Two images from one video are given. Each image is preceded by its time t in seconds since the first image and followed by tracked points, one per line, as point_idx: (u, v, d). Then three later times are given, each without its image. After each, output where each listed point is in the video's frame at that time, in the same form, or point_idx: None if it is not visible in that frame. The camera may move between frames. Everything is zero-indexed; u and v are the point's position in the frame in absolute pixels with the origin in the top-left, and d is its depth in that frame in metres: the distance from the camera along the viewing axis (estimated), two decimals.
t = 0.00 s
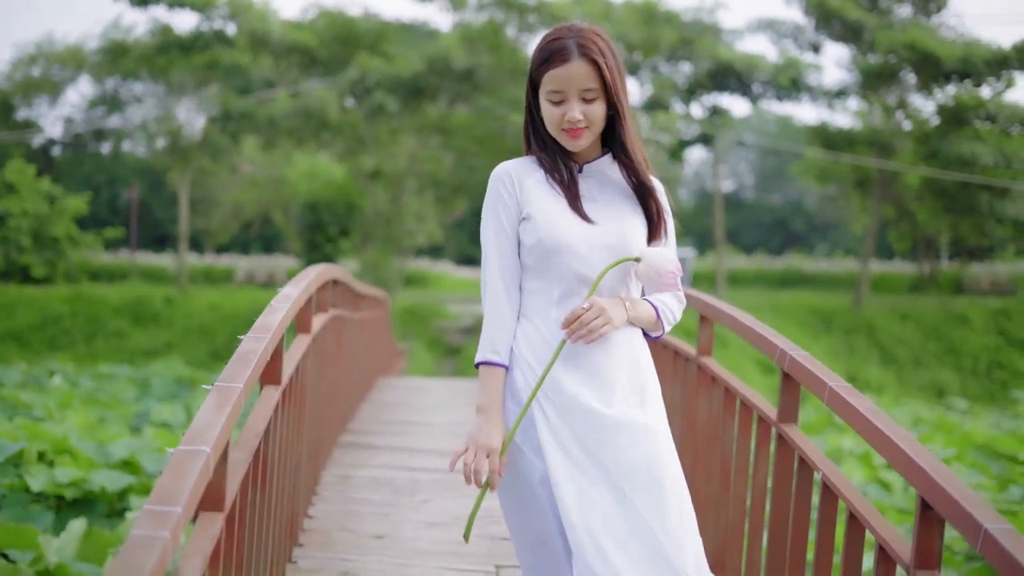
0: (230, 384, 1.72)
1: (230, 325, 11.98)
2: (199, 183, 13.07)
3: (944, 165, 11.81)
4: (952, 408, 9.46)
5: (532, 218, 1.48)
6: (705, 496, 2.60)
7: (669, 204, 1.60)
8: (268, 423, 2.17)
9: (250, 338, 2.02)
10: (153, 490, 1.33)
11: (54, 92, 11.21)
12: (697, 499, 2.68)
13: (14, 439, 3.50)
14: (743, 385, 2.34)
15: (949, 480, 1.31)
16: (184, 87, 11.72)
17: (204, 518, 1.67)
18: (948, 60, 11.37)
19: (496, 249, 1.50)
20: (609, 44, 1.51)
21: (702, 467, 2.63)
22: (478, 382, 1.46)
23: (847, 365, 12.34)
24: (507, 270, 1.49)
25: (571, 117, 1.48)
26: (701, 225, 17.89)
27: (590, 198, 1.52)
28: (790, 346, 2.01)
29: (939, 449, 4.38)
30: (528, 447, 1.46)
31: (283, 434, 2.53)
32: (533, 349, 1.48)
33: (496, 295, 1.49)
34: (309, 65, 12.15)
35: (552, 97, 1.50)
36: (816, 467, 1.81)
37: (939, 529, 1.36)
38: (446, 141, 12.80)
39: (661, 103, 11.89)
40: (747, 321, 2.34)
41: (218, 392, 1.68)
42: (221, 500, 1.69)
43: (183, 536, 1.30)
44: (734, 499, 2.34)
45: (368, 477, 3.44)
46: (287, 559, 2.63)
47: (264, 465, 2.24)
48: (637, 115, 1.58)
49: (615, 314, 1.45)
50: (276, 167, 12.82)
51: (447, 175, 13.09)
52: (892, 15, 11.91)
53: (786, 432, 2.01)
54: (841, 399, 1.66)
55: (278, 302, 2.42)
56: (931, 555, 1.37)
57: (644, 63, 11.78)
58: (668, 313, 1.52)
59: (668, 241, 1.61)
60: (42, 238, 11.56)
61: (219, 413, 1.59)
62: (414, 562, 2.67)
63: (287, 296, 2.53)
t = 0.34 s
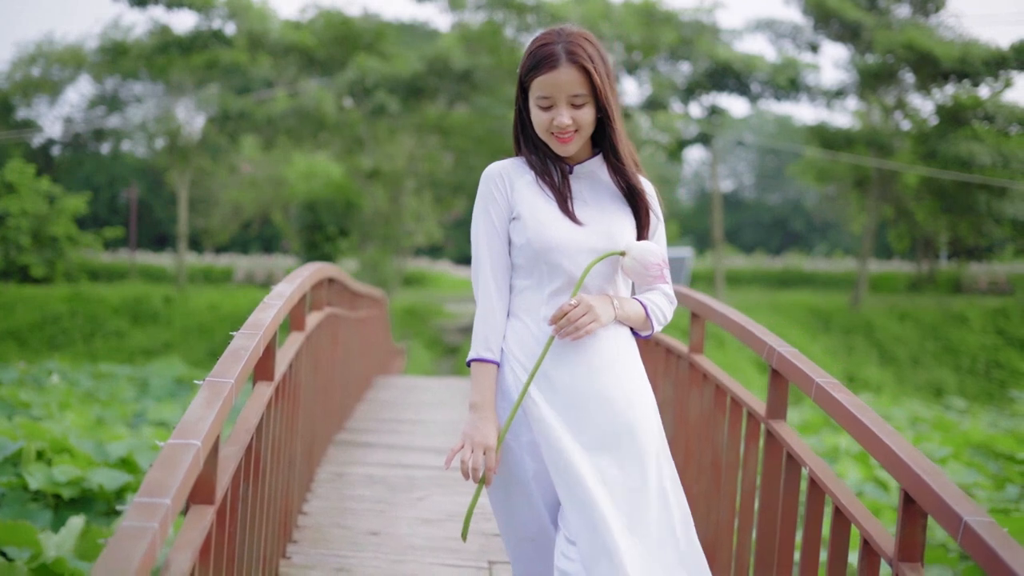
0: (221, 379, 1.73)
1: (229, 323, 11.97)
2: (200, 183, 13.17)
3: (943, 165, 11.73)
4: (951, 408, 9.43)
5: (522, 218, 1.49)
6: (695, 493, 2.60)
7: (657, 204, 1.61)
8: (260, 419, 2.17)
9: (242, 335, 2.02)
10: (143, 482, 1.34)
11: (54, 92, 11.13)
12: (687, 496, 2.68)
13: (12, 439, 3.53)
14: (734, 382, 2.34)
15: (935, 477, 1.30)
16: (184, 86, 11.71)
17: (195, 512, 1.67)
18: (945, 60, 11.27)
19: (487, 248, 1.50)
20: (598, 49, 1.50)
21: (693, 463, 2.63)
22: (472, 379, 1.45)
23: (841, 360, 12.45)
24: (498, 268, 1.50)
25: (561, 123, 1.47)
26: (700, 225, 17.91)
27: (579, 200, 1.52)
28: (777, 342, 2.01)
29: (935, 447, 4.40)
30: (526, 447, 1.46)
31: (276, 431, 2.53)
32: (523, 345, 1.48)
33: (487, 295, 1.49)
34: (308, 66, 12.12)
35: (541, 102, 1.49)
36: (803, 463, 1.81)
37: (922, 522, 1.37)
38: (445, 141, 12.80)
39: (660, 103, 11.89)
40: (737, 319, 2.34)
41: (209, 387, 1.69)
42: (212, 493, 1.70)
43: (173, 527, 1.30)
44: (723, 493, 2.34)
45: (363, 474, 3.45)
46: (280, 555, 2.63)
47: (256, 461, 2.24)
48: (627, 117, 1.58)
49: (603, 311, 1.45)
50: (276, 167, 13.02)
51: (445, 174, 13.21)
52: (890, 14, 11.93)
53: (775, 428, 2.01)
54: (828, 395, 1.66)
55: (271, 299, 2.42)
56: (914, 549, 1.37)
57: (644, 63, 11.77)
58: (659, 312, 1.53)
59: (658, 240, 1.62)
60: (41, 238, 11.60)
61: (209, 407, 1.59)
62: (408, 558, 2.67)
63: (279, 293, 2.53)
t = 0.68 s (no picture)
0: (215, 374, 1.74)
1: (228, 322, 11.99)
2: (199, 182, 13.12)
3: (942, 164, 11.75)
4: (950, 407, 9.45)
5: (513, 217, 1.49)
6: (688, 490, 2.61)
7: (650, 204, 1.61)
8: (253, 415, 2.18)
9: (237, 331, 2.03)
10: (136, 475, 1.35)
11: (54, 92, 11.24)
12: (679, 492, 2.69)
13: (12, 437, 3.55)
14: (725, 379, 2.36)
15: (918, 470, 1.31)
16: (184, 85, 11.73)
17: (189, 506, 1.68)
18: (944, 60, 11.29)
19: (479, 246, 1.50)
20: (591, 51, 1.51)
21: (685, 459, 2.64)
22: (464, 378, 1.45)
23: (840, 360, 12.46)
24: (489, 266, 1.50)
25: (553, 126, 1.47)
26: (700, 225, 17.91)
27: (570, 200, 1.52)
28: (768, 339, 2.02)
29: (933, 446, 4.40)
30: (518, 446, 1.46)
31: (270, 428, 2.52)
32: (511, 342, 1.48)
33: (478, 293, 1.49)
34: (308, 65, 12.07)
35: (532, 106, 1.49)
36: (793, 458, 1.82)
37: (907, 517, 1.38)
38: (444, 141, 12.80)
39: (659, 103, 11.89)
40: (729, 316, 2.36)
41: (203, 382, 1.69)
42: (206, 487, 1.71)
43: (165, 519, 1.31)
44: (715, 490, 2.36)
45: (359, 471, 3.45)
46: (275, 551, 2.63)
47: (250, 457, 2.24)
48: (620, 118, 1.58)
49: (590, 311, 1.45)
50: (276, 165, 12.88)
51: (444, 174, 13.07)
52: (890, 14, 11.92)
53: (765, 424, 2.03)
54: (816, 392, 1.67)
55: (265, 296, 2.43)
56: (899, 543, 1.39)
57: (643, 62, 11.78)
58: (648, 314, 1.54)
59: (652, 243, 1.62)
60: (41, 238, 11.64)
61: (202, 403, 1.60)
62: (402, 554, 2.67)
63: (274, 291, 2.53)
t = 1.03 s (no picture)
0: (210, 370, 1.75)
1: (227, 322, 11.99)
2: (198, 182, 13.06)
3: (941, 164, 11.77)
4: (950, 406, 9.46)
5: (504, 217, 1.50)
6: (681, 486, 2.63)
7: (645, 205, 1.61)
8: (250, 410, 2.18)
9: (233, 328, 2.04)
10: (132, 468, 1.36)
11: (54, 92, 11.31)
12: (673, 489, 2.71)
13: (13, 436, 3.56)
14: (719, 376, 2.38)
15: (903, 465, 1.34)
16: (183, 85, 11.73)
17: (184, 499, 1.69)
18: (943, 60, 11.29)
19: (470, 244, 1.51)
20: (585, 53, 1.51)
21: (679, 455, 2.67)
22: (453, 375, 1.46)
23: (839, 359, 12.48)
24: (479, 266, 1.51)
25: (546, 127, 1.48)
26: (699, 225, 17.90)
27: (563, 200, 1.53)
28: (760, 337, 2.05)
29: (931, 445, 4.41)
30: (506, 446, 1.45)
31: (267, 425, 2.53)
32: (498, 340, 1.49)
33: (468, 290, 1.50)
34: (308, 65, 12.07)
35: (526, 107, 1.50)
36: (785, 454, 1.85)
37: (894, 510, 1.39)
38: (443, 140, 12.80)
39: (659, 103, 11.89)
40: (722, 314, 2.38)
41: (199, 377, 1.71)
42: (201, 481, 1.72)
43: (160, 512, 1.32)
44: (708, 485, 2.38)
45: (357, 469, 3.46)
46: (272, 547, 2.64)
47: (246, 453, 2.25)
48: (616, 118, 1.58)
49: (578, 313, 1.45)
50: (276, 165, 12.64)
51: (443, 174, 13.02)
52: (888, 14, 11.93)
53: (757, 420, 2.04)
54: (806, 387, 1.70)
55: (262, 294, 2.44)
56: (887, 534, 1.40)
57: (643, 62, 11.78)
58: (639, 316, 1.53)
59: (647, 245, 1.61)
60: (40, 238, 11.67)
61: (198, 399, 1.61)
62: (397, 550, 2.68)
63: (270, 288, 2.54)
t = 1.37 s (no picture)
0: (207, 367, 1.76)
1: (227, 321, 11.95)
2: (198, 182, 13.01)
3: (940, 163, 11.77)
4: (949, 406, 9.47)
5: (495, 218, 1.50)
6: (676, 483, 2.66)
7: (639, 208, 1.60)
8: (247, 407, 2.19)
9: (230, 325, 2.05)
10: (129, 463, 1.36)
11: (54, 92, 11.34)
12: (667, 487, 2.74)
13: (13, 435, 3.56)
14: (713, 373, 2.42)
15: (890, 459, 1.41)
16: (183, 85, 11.74)
17: (181, 493, 1.70)
18: (942, 60, 11.30)
19: (461, 244, 1.51)
20: (579, 53, 1.51)
21: (673, 452, 2.70)
22: (439, 374, 1.47)
23: (838, 359, 12.49)
24: (470, 266, 1.51)
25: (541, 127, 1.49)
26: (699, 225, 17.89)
27: (557, 200, 1.53)
28: (752, 334, 2.07)
29: (929, 444, 4.41)
30: (492, 447, 1.45)
31: (264, 421, 2.54)
32: (486, 341, 1.48)
33: (457, 291, 1.51)
34: (308, 65, 12.06)
35: (521, 108, 1.50)
36: (775, 449, 1.90)
37: (881, 505, 1.47)
38: (442, 139, 12.79)
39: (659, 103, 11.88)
40: (715, 313, 2.42)
41: (195, 374, 1.71)
42: (197, 475, 1.73)
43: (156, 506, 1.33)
44: (702, 482, 2.41)
45: (354, 467, 3.47)
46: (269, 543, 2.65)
47: (244, 448, 2.26)
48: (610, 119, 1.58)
49: (565, 312, 1.45)
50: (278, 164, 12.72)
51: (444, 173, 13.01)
52: (888, 13, 11.93)
53: (749, 417, 2.08)
54: (796, 382, 1.76)
55: (260, 292, 2.45)
56: (874, 529, 1.49)
57: (642, 62, 11.78)
58: (630, 318, 1.52)
59: (642, 249, 1.60)
60: (40, 238, 11.69)
61: (195, 394, 1.62)
62: (394, 546, 2.69)
63: (269, 286, 2.55)
